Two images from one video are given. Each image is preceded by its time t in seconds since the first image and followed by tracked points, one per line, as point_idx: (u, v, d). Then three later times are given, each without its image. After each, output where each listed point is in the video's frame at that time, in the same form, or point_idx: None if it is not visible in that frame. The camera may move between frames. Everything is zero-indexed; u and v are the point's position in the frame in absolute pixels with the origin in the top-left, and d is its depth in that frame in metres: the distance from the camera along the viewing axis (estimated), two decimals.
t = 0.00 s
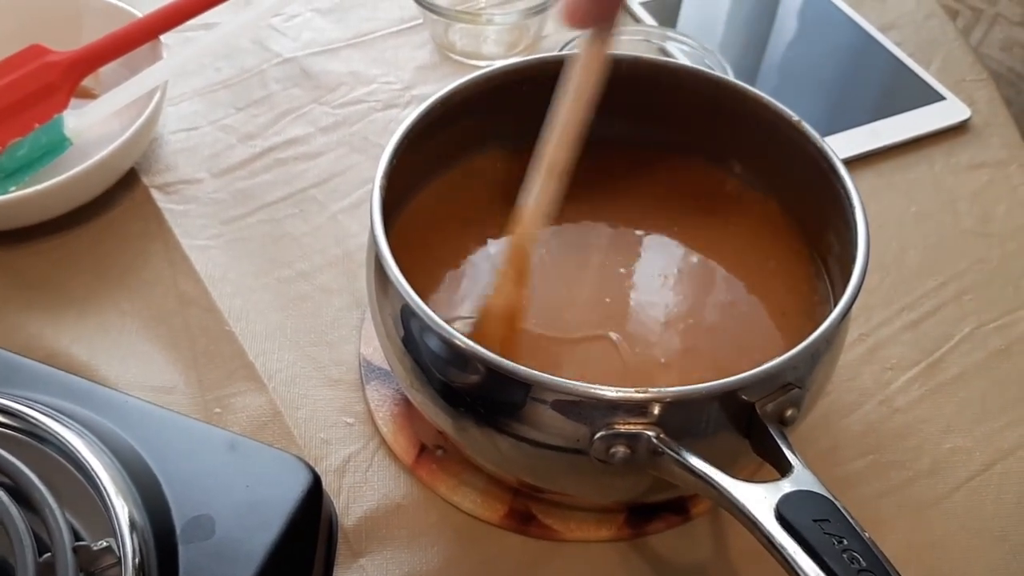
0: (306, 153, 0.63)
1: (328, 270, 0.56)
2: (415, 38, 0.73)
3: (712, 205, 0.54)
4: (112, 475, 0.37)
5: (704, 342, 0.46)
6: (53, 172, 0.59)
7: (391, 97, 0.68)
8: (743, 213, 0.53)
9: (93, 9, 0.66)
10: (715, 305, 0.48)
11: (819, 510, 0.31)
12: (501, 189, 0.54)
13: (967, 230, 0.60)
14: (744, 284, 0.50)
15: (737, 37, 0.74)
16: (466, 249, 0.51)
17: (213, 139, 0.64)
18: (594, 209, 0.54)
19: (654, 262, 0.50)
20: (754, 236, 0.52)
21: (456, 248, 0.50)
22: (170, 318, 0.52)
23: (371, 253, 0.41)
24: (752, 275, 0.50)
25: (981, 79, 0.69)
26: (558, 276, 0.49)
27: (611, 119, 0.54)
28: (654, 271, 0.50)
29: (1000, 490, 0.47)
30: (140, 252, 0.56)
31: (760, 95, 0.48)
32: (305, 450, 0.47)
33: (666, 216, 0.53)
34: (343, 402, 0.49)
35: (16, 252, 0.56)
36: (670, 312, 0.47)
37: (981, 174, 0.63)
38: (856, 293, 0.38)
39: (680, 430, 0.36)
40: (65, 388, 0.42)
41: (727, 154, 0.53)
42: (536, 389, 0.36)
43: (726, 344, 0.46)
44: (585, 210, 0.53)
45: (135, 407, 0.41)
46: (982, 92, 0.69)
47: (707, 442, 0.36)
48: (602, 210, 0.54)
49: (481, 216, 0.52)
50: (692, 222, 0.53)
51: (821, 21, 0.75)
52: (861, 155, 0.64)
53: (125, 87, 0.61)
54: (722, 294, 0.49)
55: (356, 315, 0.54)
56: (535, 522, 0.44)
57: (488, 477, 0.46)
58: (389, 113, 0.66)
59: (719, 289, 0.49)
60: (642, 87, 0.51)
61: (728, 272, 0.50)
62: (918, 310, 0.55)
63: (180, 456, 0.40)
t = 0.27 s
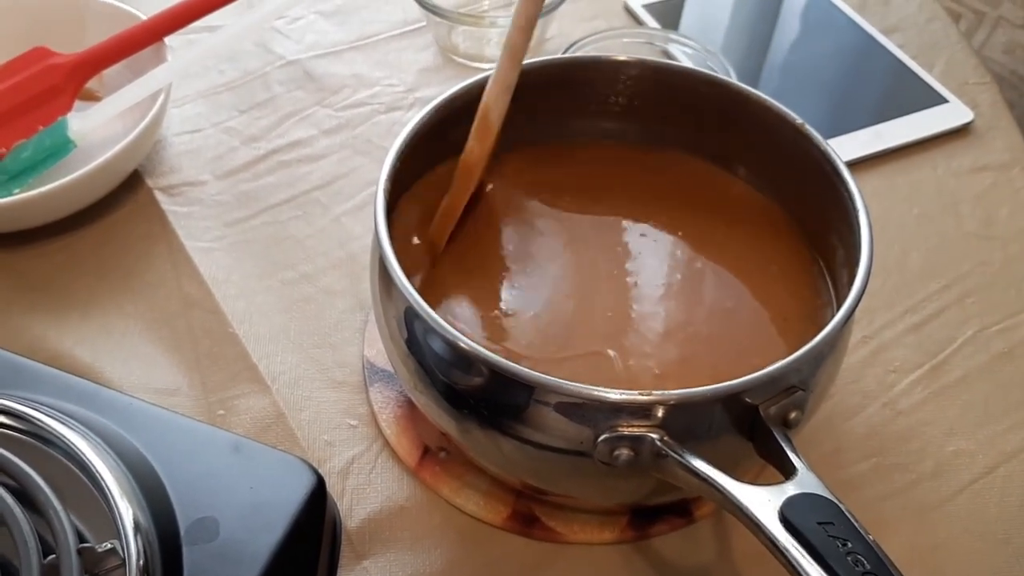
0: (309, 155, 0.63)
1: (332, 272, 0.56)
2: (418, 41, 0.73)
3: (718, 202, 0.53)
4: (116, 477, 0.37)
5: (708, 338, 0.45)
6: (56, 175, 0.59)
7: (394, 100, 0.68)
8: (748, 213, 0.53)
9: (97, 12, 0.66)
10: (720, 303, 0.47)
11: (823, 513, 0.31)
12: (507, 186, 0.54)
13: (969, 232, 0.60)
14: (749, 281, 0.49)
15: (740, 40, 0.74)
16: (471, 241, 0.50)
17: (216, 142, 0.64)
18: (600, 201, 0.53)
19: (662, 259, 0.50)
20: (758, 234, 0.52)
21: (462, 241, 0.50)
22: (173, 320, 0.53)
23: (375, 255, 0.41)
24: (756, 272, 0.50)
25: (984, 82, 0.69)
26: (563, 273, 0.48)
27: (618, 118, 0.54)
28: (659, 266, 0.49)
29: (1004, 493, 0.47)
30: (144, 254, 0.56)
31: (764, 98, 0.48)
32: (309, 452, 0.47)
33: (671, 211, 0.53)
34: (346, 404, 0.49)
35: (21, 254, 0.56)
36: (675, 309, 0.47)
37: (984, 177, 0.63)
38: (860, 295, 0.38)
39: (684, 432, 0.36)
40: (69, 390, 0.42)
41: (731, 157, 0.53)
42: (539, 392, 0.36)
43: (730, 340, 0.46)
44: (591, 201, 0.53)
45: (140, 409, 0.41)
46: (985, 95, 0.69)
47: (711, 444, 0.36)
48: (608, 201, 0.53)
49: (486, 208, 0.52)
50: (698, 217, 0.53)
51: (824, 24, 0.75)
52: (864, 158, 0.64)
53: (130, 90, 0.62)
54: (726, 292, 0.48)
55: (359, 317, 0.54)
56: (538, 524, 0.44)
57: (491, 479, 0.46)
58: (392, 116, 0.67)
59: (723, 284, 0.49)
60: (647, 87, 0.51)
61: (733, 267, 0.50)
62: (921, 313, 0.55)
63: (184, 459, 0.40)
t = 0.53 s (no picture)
0: (311, 155, 0.63)
1: (333, 272, 0.56)
2: (419, 40, 0.73)
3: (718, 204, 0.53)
4: (119, 476, 0.37)
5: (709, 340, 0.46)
6: (58, 174, 0.59)
7: (395, 99, 0.68)
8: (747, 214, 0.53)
9: (98, 10, 0.66)
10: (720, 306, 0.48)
11: (825, 513, 0.31)
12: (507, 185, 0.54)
13: (969, 233, 0.60)
14: (749, 283, 0.50)
15: (741, 40, 0.74)
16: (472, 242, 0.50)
17: (217, 141, 0.64)
18: (600, 203, 0.53)
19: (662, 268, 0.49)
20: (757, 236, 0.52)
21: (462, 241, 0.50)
22: (175, 320, 0.53)
23: (377, 255, 0.41)
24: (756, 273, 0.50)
25: (983, 83, 0.70)
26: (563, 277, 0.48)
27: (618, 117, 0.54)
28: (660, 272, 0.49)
29: (1004, 493, 0.47)
30: (146, 254, 0.56)
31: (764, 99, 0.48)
32: (310, 452, 0.47)
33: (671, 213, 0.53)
34: (347, 403, 0.50)
35: (22, 253, 0.56)
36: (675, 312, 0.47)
37: (984, 177, 0.63)
38: (861, 295, 0.38)
39: (685, 433, 0.36)
40: (71, 390, 0.42)
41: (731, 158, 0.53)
42: (541, 392, 0.36)
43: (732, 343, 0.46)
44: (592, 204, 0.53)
45: (141, 409, 0.41)
46: (985, 96, 0.69)
47: (713, 445, 0.36)
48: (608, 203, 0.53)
49: (488, 209, 0.52)
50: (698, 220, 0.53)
51: (824, 25, 0.75)
52: (864, 158, 0.64)
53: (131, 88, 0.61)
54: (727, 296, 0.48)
55: (360, 316, 0.54)
56: (540, 524, 0.45)
57: (492, 479, 0.46)
58: (393, 115, 0.67)
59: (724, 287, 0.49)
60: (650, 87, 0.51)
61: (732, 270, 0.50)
62: (921, 313, 0.55)
63: (186, 458, 0.40)
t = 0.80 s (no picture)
0: (314, 157, 0.64)
1: (336, 273, 0.56)
2: (422, 43, 0.73)
3: (719, 208, 0.54)
4: (124, 476, 0.37)
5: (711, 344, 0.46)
6: (63, 175, 0.59)
7: (398, 102, 0.68)
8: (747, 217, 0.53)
9: (103, 13, 0.66)
10: (721, 308, 0.48)
11: (829, 514, 0.31)
12: (511, 188, 0.54)
13: (970, 235, 0.60)
14: (750, 286, 0.50)
15: (743, 42, 0.74)
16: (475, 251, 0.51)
17: (221, 143, 0.64)
18: (602, 210, 0.54)
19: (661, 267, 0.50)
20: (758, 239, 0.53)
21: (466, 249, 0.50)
22: (179, 321, 0.53)
23: (381, 256, 0.42)
24: (757, 278, 0.50)
25: (984, 86, 0.70)
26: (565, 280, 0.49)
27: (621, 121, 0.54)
28: (658, 273, 0.50)
29: (1006, 495, 0.48)
30: (150, 255, 0.56)
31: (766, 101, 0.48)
32: (314, 453, 0.47)
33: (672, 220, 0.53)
34: (351, 404, 0.50)
35: (26, 255, 0.56)
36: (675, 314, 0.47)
37: (985, 180, 0.63)
38: (864, 297, 0.38)
39: (689, 434, 0.36)
40: (77, 391, 0.42)
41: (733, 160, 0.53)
42: (545, 393, 0.36)
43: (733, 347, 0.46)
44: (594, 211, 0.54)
45: (147, 410, 0.42)
46: (986, 99, 0.69)
47: (716, 446, 0.37)
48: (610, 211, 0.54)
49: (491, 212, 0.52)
50: (699, 224, 0.53)
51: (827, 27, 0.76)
52: (866, 161, 0.64)
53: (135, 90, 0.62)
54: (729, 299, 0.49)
55: (364, 318, 0.54)
56: (543, 525, 0.45)
57: (495, 480, 0.46)
58: (396, 117, 0.67)
59: (726, 290, 0.49)
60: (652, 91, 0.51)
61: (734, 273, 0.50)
62: (922, 315, 0.55)
63: (191, 459, 0.40)
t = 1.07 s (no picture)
0: (318, 159, 0.64)
1: (341, 275, 0.57)
2: (425, 45, 0.73)
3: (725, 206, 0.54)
4: (131, 476, 0.37)
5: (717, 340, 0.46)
6: (69, 177, 0.60)
7: (402, 104, 0.68)
8: (753, 215, 0.54)
9: (107, 16, 0.67)
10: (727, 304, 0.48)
11: (833, 512, 0.31)
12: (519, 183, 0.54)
13: (973, 236, 0.60)
14: (756, 283, 0.50)
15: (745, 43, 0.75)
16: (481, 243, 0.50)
17: (225, 145, 0.64)
18: (610, 203, 0.53)
19: (667, 262, 0.50)
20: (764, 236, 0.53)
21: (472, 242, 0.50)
22: (184, 323, 0.53)
23: (386, 257, 0.42)
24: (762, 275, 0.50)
25: (986, 88, 0.70)
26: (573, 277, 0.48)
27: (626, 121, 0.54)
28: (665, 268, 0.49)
29: (1009, 494, 0.48)
30: (155, 257, 0.57)
31: (768, 102, 0.49)
32: (319, 453, 0.47)
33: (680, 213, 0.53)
34: (356, 405, 0.50)
35: (32, 256, 0.56)
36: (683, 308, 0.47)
37: (988, 181, 0.63)
38: (868, 296, 0.38)
39: (693, 433, 0.36)
40: (84, 391, 0.42)
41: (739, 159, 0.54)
42: (549, 392, 0.36)
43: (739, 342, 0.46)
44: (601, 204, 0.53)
45: (153, 410, 0.42)
46: (988, 100, 0.69)
47: (721, 445, 0.37)
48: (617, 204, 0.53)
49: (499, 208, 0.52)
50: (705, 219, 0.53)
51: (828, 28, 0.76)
52: (869, 162, 0.64)
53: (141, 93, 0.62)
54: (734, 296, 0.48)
55: (368, 319, 0.54)
56: (547, 525, 0.45)
57: (499, 480, 0.47)
58: (400, 119, 0.67)
59: (731, 286, 0.49)
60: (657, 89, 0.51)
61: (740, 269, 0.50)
62: (925, 316, 0.56)
63: (197, 459, 0.40)
